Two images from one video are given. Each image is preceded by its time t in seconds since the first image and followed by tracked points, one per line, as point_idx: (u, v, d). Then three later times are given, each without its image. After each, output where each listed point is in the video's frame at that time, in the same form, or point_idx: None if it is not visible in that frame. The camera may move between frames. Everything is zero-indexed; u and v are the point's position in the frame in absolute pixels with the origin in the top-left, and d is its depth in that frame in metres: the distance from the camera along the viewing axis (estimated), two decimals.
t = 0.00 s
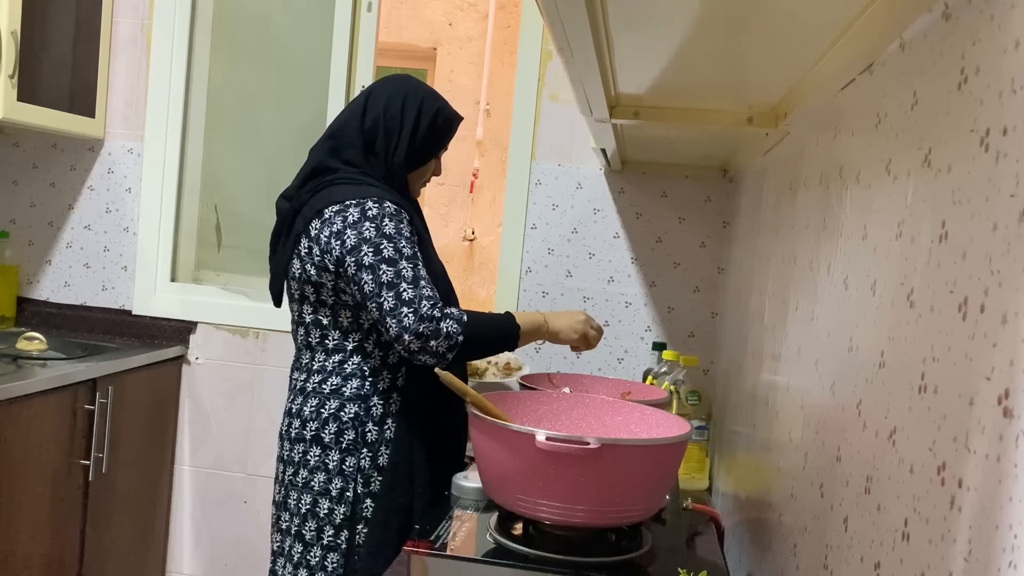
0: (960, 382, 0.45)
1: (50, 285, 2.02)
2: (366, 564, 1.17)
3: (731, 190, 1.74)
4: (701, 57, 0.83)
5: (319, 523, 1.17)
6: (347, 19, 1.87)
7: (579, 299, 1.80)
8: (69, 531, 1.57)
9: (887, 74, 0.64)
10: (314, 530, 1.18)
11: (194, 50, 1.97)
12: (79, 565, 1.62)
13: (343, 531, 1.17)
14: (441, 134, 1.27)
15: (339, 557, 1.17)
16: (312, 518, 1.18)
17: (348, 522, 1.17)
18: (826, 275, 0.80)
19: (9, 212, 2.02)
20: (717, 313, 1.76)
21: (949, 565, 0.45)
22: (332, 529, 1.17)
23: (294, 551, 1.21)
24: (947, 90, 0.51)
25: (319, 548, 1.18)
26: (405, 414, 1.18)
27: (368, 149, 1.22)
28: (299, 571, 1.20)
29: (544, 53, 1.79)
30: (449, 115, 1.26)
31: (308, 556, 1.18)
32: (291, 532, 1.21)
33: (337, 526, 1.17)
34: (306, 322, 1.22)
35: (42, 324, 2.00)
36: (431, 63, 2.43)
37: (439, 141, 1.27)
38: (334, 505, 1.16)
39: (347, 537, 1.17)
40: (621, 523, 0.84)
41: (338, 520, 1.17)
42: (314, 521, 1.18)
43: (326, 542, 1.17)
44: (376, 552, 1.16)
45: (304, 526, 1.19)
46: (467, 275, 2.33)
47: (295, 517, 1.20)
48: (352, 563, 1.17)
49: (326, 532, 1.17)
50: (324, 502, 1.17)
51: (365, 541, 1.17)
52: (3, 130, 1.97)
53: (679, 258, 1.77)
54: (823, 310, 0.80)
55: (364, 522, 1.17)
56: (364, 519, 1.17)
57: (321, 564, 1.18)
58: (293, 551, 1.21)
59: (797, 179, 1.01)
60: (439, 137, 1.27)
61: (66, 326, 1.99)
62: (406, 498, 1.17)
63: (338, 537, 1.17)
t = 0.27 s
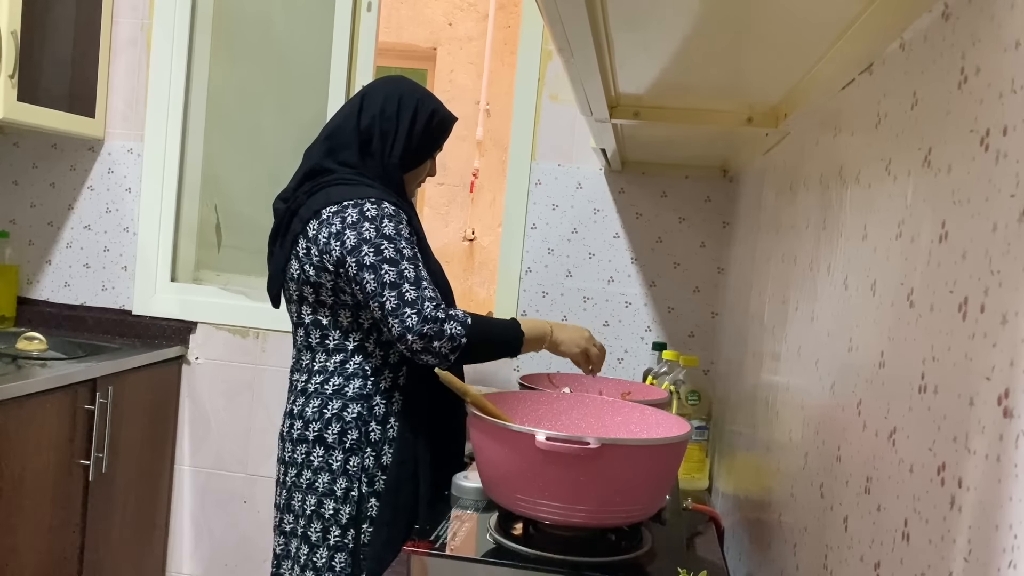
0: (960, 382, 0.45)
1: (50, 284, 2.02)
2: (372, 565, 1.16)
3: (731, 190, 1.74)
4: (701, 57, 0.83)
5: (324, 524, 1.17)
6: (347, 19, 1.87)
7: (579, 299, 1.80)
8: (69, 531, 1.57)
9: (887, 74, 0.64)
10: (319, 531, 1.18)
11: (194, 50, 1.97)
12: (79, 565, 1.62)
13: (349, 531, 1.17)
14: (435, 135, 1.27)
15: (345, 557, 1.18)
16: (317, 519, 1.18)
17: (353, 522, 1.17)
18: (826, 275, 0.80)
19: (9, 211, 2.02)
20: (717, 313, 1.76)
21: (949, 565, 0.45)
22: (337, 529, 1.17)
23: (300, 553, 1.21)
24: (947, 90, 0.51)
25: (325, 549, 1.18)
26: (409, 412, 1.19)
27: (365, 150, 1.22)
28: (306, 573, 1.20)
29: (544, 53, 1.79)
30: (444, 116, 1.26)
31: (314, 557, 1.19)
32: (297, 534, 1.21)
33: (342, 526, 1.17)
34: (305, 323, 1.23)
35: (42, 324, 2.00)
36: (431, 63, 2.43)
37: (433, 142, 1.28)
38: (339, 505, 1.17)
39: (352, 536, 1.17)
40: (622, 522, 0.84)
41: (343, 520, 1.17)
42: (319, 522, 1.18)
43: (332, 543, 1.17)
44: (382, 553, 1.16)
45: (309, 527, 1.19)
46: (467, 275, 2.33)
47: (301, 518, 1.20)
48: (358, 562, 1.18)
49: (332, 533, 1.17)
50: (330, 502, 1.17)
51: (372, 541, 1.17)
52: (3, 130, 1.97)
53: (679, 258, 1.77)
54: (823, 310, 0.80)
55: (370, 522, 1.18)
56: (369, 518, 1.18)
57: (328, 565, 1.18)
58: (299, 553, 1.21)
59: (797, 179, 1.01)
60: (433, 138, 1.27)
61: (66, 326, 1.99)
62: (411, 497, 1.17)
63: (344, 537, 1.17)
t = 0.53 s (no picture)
0: (960, 382, 0.45)
1: (50, 284, 2.02)
2: (361, 564, 1.16)
3: (731, 190, 1.74)
4: (701, 57, 0.83)
5: (314, 522, 1.18)
6: (347, 18, 1.87)
7: (579, 299, 1.80)
8: (68, 531, 1.57)
9: (887, 74, 0.64)
10: (309, 529, 1.18)
11: (193, 50, 1.97)
12: (79, 565, 1.62)
13: (338, 529, 1.17)
14: (435, 133, 1.26)
15: (335, 554, 1.17)
16: (307, 517, 1.18)
17: (342, 520, 1.17)
18: (826, 275, 0.80)
19: (9, 212, 2.02)
20: (717, 313, 1.76)
21: (949, 565, 0.45)
22: (327, 527, 1.17)
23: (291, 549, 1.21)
24: (947, 90, 0.51)
25: (315, 546, 1.18)
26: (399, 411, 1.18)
27: (362, 150, 1.23)
28: (297, 570, 1.20)
29: (543, 53, 1.79)
30: (442, 113, 1.25)
31: (304, 554, 1.19)
32: (287, 531, 1.22)
33: (331, 524, 1.17)
34: (299, 321, 1.24)
35: (42, 323, 2.00)
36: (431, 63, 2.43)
37: (433, 141, 1.26)
38: (328, 503, 1.17)
39: (342, 534, 1.17)
40: (622, 522, 0.84)
41: (332, 518, 1.17)
42: (309, 519, 1.18)
43: (322, 540, 1.17)
44: (371, 552, 1.15)
45: (300, 525, 1.19)
46: (467, 275, 2.33)
47: (291, 515, 1.20)
48: (347, 561, 1.17)
49: (322, 531, 1.17)
50: (319, 500, 1.17)
51: (361, 540, 1.16)
52: (3, 130, 1.97)
53: (679, 258, 1.77)
54: (823, 310, 0.80)
55: (358, 520, 1.17)
56: (357, 517, 1.17)
57: (318, 563, 1.18)
58: (290, 550, 1.22)
59: (797, 179, 1.01)
60: (432, 136, 1.26)
61: (66, 326, 1.99)
62: (402, 496, 1.17)
63: (333, 534, 1.17)
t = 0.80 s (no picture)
0: (960, 382, 0.45)
1: (50, 284, 2.02)
2: (351, 563, 1.16)
3: (731, 190, 1.74)
4: (701, 57, 0.83)
5: (305, 520, 1.17)
6: (347, 18, 1.87)
7: (579, 299, 1.80)
8: (68, 532, 1.57)
9: (887, 74, 0.64)
10: (299, 527, 1.18)
11: (194, 50, 1.97)
12: (79, 565, 1.62)
13: (329, 528, 1.16)
14: (437, 133, 1.25)
15: (324, 553, 1.17)
16: (298, 514, 1.18)
17: (333, 518, 1.17)
18: (826, 275, 0.80)
19: (9, 212, 2.02)
20: (717, 313, 1.76)
21: (949, 565, 0.45)
22: (317, 525, 1.17)
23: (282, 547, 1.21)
24: (947, 90, 0.51)
25: (304, 544, 1.18)
26: (392, 410, 1.18)
27: (363, 150, 1.23)
28: (286, 566, 1.20)
29: (544, 53, 1.79)
30: (444, 114, 1.24)
31: (294, 551, 1.19)
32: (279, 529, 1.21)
33: (322, 522, 1.16)
34: (297, 319, 1.24)
35: (42, 324, 2.00)
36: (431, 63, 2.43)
37: (434, 140, 1.26)
38: (320, 501, 1.16)
39: (332, 533, 1.17)
40: (621, 523, 0.84)
41: (324, 516, 1.16)
42: (299, 517, 1.18)
43: (312, 539, 1.17)
44: (361, 551, 1.16)
45: (291, 522, 1.19)
46: (467, 275, 2.33)
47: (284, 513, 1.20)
48: (338, 559, 1.17)
49: (312, 529, 1.17)
50: (310, 498, 1.17)
51: (351, 539, 1.16)
52: (3, 130, 1.97)
53: (679, 258, 1.77)
54: (823, 310, 0.80)
55: (350, 519, 1.16)
56: (349, 515, 1.16)
57: (307, 561, 1.18)
58: (282, 546, 1.22)
59: (797, 179, 1.01)
60: (434, 136, 1.25)
61: (66, 326, 1.99)
62: (393, 496, 1.17)
63: (323, 533, 1.17)
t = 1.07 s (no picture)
0: (960, 382, 0.45)
1: (50, 284, 2.02)
2: (352, 562, 1.16)
3: (731, 190, 1.74)
4: (701, 57, 0.83)
5: (307, 518, 1.18)
6: (347, 17, 1.87)
7: (579, 299, 1.80)
8: (69, 532, 1.57)
9: (887, 74, 0.64)
10: (301, 526, 1.18)
11: (194, 49, 1.97)
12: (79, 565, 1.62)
13: (330, 527, 1.17)
14: (429, 129, 1.25)
15: (326, 552, 1.17)
16: (300, 513, 1.18)
17: (334, 517, 1.17)
18: (826, 275, 0.80)
19: (9, 212, 2.02)
20: (717, 313, 1.76)
21: (949, 565, 0.45)
22: (318, 524, 1.17)
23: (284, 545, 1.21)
24: (947, 90, 0.51)
25: (306, 543, 1.18)
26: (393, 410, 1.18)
27: (360, 150, 1.23)
28: (288, 566, 1.21)
29: (544, 53, 1.79)
30: (436, 109, 1.24)
31: (296, 550, 1.19)
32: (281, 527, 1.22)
33: (323, 521, 1.17)
34: (298, 318, 1.24)
35: (42, 323, 2.00)
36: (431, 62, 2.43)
37: (427, 136, 1.25)
38: (321, 500, 1.17)
39: (334, 532, 1.17)
40: (621, 523, 0.84)
41: (325, 515, 1.17)
42: (302, 516, 1.18)
43: (313, 538, 1.17)
44: (362, 551, 1.15)
45: (293, 521, 1.19)
46: (467, 275, 2.33)
47: (285, 512, 1.21)
48: (339, 559, 1.17)
49: (313, 528, 1.17)
50: (312, 497, 1.17)
51: (352, 538, 1.16)
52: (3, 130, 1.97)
53: (679, 258, 1.77)
54: (823, 310, 0.80)
55: (351, 518, 1.17)
56: (350, 515, 1.17)
57: (309, 560, 1.18)
58: (284, 545, 1.23)
59: (797, 179, 1.01)
60: (427, 132, 1.25)
61: (66, 326, 1.99)
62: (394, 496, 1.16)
63: (324, 532, 1.17)
